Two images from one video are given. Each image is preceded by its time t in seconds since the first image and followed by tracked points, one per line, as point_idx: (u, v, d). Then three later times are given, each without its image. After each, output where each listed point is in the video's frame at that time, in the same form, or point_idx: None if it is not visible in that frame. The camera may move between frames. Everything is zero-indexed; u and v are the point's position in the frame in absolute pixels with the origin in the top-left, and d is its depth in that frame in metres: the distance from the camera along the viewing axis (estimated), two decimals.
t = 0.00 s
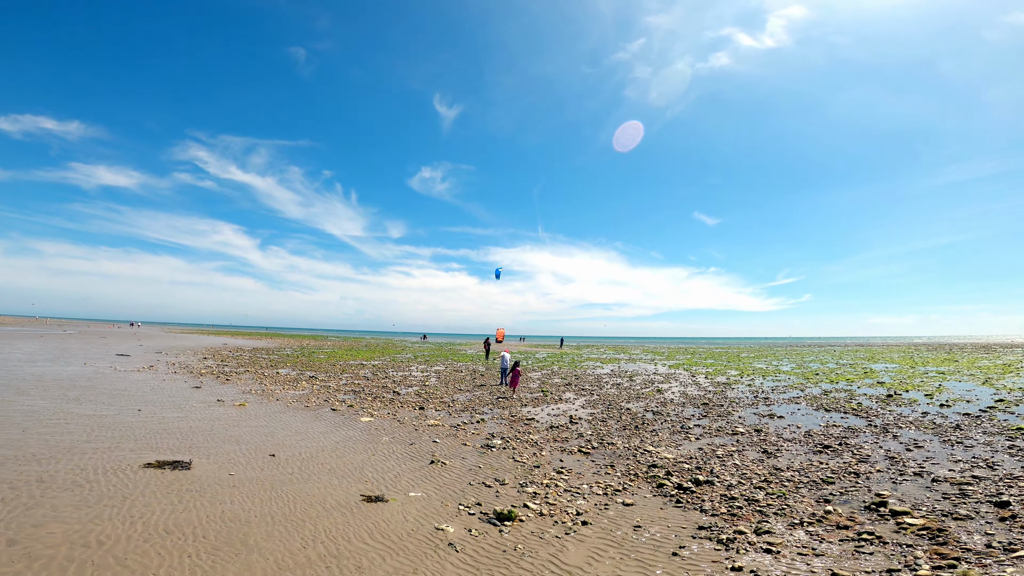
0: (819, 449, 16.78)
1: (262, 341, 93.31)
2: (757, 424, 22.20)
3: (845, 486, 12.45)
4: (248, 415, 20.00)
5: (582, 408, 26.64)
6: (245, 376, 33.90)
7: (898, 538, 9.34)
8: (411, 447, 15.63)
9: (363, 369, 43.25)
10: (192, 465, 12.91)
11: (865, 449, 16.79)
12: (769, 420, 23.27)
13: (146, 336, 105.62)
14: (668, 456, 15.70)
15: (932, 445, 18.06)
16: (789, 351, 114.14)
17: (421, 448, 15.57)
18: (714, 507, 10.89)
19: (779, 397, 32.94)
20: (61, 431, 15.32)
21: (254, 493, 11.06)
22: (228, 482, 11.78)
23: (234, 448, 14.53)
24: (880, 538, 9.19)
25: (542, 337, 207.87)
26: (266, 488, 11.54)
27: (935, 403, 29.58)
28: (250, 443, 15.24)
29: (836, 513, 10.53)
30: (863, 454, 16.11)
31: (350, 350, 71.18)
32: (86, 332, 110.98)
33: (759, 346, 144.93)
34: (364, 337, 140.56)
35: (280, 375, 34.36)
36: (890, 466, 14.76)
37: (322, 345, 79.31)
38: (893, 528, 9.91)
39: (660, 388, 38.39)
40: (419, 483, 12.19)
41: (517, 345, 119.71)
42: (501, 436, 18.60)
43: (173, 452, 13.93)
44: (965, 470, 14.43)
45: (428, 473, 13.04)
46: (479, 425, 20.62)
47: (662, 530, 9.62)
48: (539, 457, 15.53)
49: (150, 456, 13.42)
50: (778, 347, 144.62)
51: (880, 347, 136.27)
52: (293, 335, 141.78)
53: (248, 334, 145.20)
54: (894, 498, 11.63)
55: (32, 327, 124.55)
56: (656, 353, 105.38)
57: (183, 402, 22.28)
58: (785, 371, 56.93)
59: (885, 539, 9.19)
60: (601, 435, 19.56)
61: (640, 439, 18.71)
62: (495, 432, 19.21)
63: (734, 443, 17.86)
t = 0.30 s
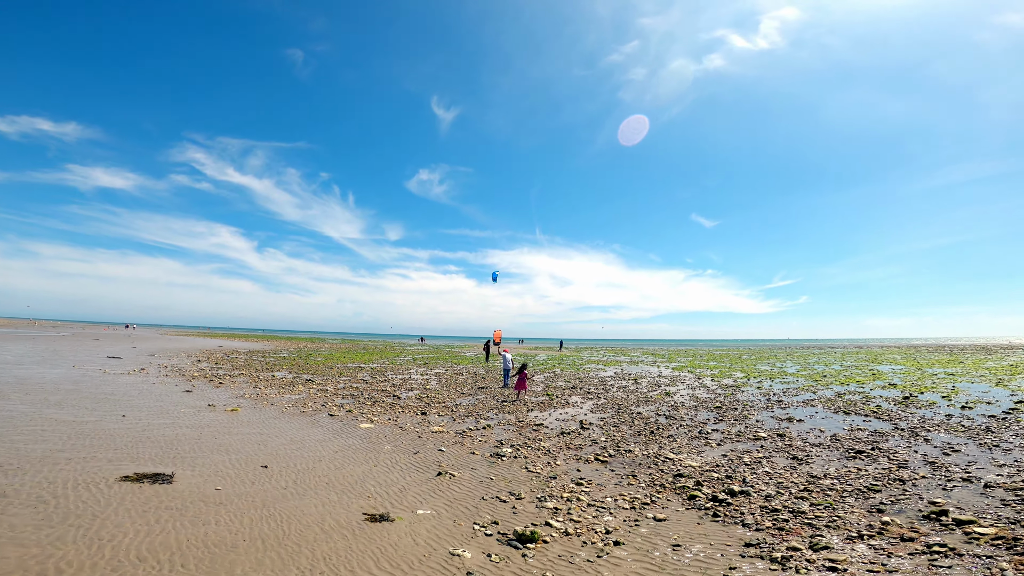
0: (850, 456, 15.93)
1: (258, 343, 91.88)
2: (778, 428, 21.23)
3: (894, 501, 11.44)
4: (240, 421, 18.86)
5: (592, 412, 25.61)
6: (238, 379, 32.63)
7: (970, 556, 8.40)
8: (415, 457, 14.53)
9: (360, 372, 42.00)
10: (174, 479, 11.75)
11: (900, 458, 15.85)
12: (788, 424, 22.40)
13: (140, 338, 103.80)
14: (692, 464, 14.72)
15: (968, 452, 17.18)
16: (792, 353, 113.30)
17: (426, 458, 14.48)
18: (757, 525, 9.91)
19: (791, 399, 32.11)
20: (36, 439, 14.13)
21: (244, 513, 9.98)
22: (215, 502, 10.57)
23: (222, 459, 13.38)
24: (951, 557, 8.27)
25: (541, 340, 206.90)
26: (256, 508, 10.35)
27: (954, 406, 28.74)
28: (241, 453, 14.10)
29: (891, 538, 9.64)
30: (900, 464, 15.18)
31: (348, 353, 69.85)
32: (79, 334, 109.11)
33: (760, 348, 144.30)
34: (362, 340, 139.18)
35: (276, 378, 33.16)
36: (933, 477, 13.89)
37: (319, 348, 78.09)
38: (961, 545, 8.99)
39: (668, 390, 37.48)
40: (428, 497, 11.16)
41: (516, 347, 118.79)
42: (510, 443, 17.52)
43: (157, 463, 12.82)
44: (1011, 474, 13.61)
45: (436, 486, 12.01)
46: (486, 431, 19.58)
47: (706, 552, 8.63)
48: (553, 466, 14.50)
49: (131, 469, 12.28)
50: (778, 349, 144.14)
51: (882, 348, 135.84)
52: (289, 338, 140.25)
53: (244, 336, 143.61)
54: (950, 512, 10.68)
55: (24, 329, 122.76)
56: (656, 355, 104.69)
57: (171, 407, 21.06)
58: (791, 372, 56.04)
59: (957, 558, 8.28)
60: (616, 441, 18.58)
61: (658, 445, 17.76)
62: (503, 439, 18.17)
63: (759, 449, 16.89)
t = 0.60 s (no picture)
0: (885, 468, 15.04)
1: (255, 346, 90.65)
2: (800, 437, 20.28)
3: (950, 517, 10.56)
4: (230, 431, 17.69)
5: (602, 420, 24.56)
6: (232, 384, 31.38)
7: None
8: (420, 473, 13.45)
9: (359, 376, 40.75)
10: (153, 499, 10.66)
11: (939, 470, 14.94)
12: (810, 432, 21.49)
13: (133, 340, 101.93)
14: (720, 479, 13.76)
15: (1006, 461, 16.31)
16: (794, 357, 112.69)
17: (432, 474, 13.42)
18: (807, 547, 8.98)
19: (804, 405, 31.27)
20: (5, 453, 12.93)
21: (230, 542, 8.90)
22: (198, 528, 9.45)
23: (209, 476, 12.27)
24: None
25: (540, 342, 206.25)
26: (245, 535, 9.23)
27: (976, 413, 27.85)
28: (229, 470, 12.94)
29: (958, 555, 8.72)
30: (941, 476, 14.26)
31: (346, 356, 68.51)
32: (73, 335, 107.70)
33: (762, 352, 143.71)
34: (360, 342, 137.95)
35: (271, 383, 31.92)
36: (980, 489, 13.01)
37: (317, 350, 76.76)
38: None
39: (676, 396, 36.54)
40: (438, 520, 10.16)
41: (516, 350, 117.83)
42: (520, 455, 16.48)
43: (139, 480, 11.68)
44: None
45: (445, 507, 11.00)
46: (493, 442, 18.51)
47: None
48: (570, 482, 13.47)
49: (109, 487, 11.18)
50: (779, 352, 143.67)
51: (883, 352, 135.51)
52: (287, 340, 138.62)
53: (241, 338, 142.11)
54: (1014, 529, 9.76)
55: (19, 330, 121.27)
56: (657, 358, 103.99)
57: (159, 415, 19.87)
58: (799, 377, 55.06)
59: None
60: (632, 452, 17.62)
61: (677, 457, 16.80)
62: (512, 451, 17.13)
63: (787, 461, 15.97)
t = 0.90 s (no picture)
0: (922, 478, 14.10)
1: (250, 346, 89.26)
2: (822, 443, 19.30)
3: (1010, 532, 9.59)
4: (217, 436, 16.55)
5: (610, 425, 23.50)
6: (223, 386, 30.10)
7: None
8: (421, 485, 12.34)
9: (356, 379, 39.45)
10: (122, 516, 9.60)
11: (979, 479, 14.00)
12: (830, 438, 20.54)
13: (126, 340, 100.10)
14: (747, 491, 12.76)
15: None
16: (796, 360, 111.81)
17: (435, 486, 12.30)
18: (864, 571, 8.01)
19: (816, 409, 30.33)
20: None
21: (206, 567, 7.81)
22: (168, 551, 8.36)
23: (188, 488, 11.17)
24: None
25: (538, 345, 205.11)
26: (224, 558, 8.14)
27: (996, 417, 26.97)
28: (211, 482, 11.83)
29: None
30: (984, 485, 13.31)
31: (342, 357, 67.11)
32: (65, 335, 105.96)
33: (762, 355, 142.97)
34: (357, 343, 136.47)
35: (263, 385, 30.71)
36: None
37: (313, 351, 75.39)
38: None
39: (682, 400, 35.55)
40: (445, 541, 9.11)
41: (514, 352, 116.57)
42: (528, 465, 15.41)
43: (109, 495, 10.52)
44: None
45: (451, 525, 9.95)
46: (498, 449, 17.44)
47: None
48: (587, 495, 12.43)
49: (74, 502, 10.02)
50: (779, 355, 142.98)
51: (884, 355, 135.01)
52: (283, 340, 137.03)
53: (237, 339, 140.36)
54: None
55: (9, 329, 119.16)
56: (658, 361, 102.91)
57: (142, 419, 18.63)
58: (805, 380, 54.11)
59: None
60: (647, 460, 16.60)
61: (696, 465, 15.81)
62: (519, 459, 16.07)
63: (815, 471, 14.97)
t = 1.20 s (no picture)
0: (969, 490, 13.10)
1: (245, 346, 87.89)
2: (851, 451, 18.26)
3: None
4: (203, 444, 15.32)
5: (622, 430, 22.42)
6: (215, 387, 28.83)
7: None
8: (427, 501, 11.20)
9: (353, 380, 38.20)
10: (86, 539, 8.42)
11: None
12: (856, 445, 19.52)
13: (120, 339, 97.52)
14: (785, 505, 11.73)
15: None
16: (798, 361, 111.05)
17: (443, 503, 11.17)
18: None
19: (832, 412, 29.31)
20: None
21: None
22: None
23: (166, 507, 10.01)
24: None
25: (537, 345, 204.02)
26: None
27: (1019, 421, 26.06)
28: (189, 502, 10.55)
29: None
30: None
31: (339, 357, 65.71)
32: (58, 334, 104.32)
33: (763, 356, 142.00)
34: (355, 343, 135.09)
35: (257, 386, 29.46)
36: None
37: (310, 352, 74.00)
38: None
39: (691, 402, 34.52)
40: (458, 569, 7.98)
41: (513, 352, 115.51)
42: (542, 475, 14.30)
43: (75, 518, 9.31)
44: None
45: (464, 548, 8.82)
46: (506, 458, 16.30)
47: None
48: (610, 510, 11.36)
49: (33, 523, 8.84)
50: (779, 356, 142.14)
51: (887, 356, 134.03)
52: (280, 340, 135.54)
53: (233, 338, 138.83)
54: None
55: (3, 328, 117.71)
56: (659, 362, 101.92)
57: (124, 425, 17.36)
58: (812, 382, 53.09)
59: None
60: (667, 469, 15.53)
61: (721, 475, 14.74)
62: (530, 469, 14.93)
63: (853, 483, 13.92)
